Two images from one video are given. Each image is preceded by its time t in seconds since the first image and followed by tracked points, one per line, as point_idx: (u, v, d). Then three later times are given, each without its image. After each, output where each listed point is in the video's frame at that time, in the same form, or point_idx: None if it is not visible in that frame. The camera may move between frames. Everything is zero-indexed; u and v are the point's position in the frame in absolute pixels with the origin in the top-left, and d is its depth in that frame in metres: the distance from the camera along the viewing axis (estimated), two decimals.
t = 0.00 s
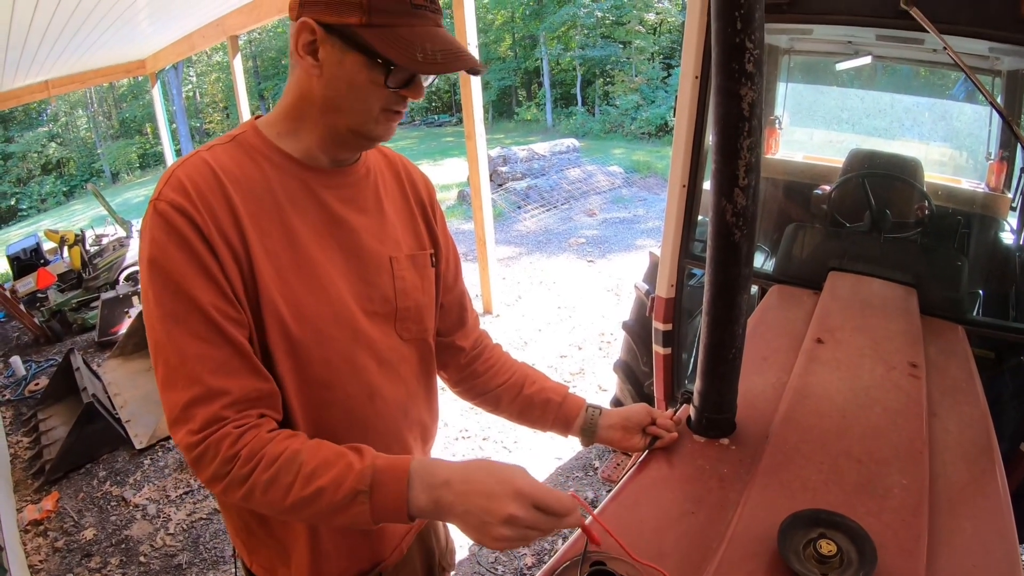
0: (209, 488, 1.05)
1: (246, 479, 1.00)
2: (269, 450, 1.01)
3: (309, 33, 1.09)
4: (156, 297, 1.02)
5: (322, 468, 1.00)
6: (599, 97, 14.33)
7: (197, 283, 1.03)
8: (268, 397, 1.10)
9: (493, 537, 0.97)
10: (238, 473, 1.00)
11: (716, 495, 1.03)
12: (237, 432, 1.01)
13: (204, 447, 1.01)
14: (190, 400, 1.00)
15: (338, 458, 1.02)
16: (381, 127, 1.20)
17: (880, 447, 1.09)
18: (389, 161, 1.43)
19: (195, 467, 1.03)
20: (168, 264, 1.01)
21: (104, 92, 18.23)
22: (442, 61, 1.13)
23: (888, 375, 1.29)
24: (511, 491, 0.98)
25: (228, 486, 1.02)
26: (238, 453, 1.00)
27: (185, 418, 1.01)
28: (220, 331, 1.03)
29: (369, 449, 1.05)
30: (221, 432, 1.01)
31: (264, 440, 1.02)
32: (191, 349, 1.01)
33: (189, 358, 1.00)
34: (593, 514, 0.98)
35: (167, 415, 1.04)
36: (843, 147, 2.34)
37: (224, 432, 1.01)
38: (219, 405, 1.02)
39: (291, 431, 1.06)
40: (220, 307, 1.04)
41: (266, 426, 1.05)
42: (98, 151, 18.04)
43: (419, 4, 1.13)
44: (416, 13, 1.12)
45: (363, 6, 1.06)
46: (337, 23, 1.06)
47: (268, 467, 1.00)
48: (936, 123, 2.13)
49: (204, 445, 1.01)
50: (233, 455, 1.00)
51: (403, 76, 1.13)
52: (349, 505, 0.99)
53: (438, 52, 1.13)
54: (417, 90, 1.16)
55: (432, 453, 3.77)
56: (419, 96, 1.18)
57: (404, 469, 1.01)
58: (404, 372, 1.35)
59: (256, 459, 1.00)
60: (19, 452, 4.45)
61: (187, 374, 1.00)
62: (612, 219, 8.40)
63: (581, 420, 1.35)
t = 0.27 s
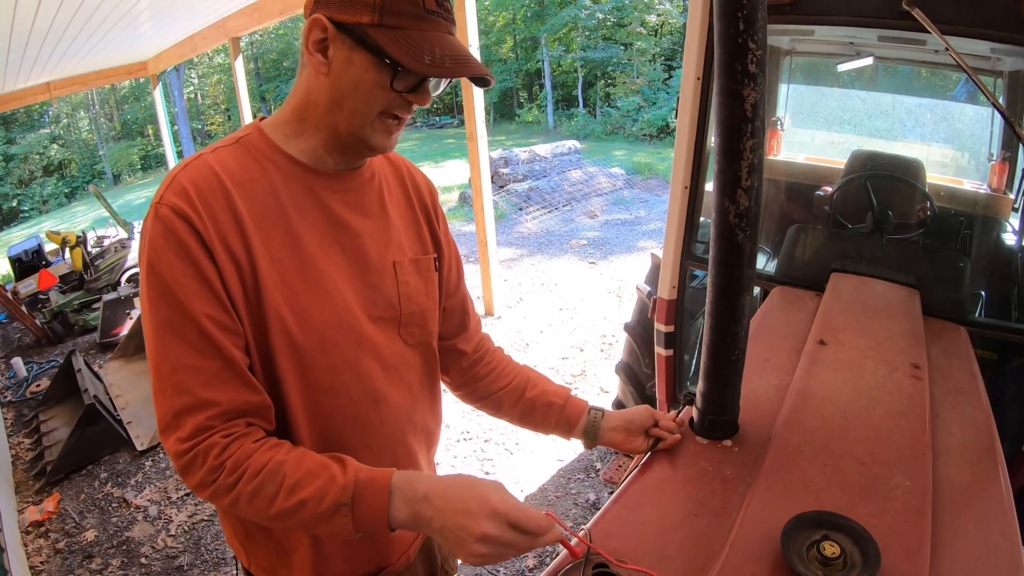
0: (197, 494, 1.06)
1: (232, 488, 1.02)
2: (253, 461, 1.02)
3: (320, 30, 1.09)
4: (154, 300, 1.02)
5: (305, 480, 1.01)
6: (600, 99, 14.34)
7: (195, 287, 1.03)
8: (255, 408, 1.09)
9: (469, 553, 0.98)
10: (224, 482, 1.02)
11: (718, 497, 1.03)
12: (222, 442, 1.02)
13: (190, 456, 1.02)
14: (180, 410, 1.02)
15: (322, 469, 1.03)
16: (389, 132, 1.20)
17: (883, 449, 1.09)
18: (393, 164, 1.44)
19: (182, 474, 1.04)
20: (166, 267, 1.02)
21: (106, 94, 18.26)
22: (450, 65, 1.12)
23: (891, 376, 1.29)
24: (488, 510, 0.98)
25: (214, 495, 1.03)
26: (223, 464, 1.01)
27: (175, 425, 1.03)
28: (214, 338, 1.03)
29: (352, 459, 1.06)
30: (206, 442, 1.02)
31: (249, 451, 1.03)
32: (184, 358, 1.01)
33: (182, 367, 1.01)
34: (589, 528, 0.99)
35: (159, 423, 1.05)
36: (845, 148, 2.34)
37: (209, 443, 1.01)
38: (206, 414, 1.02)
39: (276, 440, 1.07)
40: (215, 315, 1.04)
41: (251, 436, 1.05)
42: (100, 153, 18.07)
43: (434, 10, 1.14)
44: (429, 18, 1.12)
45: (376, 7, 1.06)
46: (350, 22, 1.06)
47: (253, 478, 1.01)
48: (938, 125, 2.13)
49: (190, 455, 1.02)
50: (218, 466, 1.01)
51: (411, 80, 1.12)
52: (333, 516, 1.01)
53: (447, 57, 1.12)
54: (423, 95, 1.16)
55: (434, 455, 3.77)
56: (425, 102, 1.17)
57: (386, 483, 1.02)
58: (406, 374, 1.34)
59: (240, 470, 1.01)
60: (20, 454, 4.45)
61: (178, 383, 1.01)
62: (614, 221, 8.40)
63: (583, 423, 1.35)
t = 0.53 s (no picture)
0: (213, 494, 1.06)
1: (246, 483, 1.01)
2: (266, 455, 1.02)
3: (307, 27, 1.09)
4: (154, 301, 1.02)
5: (318, 471, 1.01)
6: (600, 98, 14.33)
7: (195, 287, 1.03)
8: (256, 408, 1.08)
9: (488, 528, 0.96)
10: (238, 478, 1.01)
11: (719, 496, 1.03)
12: (236, 438, 1.02)
13: (204, 454, 1.01)
14: (188, 408, 1.01)
15: (334, 460, 1.03)
16: (380, 130, 1.19)
17: (882, 448, 1.09)
18: (390, 163, 1.43)
19: (198, 475, 1.04)
20: (165, 268, 1.01)
21: (106, 94, 18.26)
22: (430, 58, 1.10)
23: (891, 376, 1.29)
24: (499, 479, 0.97)
25: (229, 492, 1.02)
26: (236, 459, 1.01)
27: (183, 423, 1.02)
28: (215, 337, 1.03)
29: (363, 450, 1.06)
30: (220, 439, 1.02)
31: (261, 445, 1.03)
32: (189, 356, 1.01)
33: (186, 364, 1.01)
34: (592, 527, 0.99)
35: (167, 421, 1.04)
36: (845, 147, 2.33)
37: (223, 439, 1.01)
38: (212, 413, 1.02)
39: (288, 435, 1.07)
40: (216, 314, 1.04)
41: (262, 431, 1.05)
42: (100, 153, 18.07)
43: (419, 2, 1.11)
44: (414, 11, 1.10)
45: None
46: (334, 17, 1.06)
47: (266, 471, 1.01)
48: (937, 124, 2.12)
49: (204, 454, 1.02)
50: (231, 462, 1.01)
51: (395, 74, 1.10)
52: (347, 505, 1.00)
53: (427, 49, 1.10)
54: (410, 90, 1.14)
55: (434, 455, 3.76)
56: (412, 98, 1.15)
57: (400, 467, 1.02)
58: (405, 374, 1.34)
59: (254, 464, 1.01)
60: (20, 454, 4.45)
61: (184, 381, 1.01)
62: (614, 221, 8.39)
63: (583, 423, 1.35)
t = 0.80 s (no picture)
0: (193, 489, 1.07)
1: (213, 490, 1.01)
2: (228, 465, 1.00)
3: (293, 22, 1.12)
4: (151, 302, 1.01)
5: (277, 485, 0.98)
6: (599, 97, 14.33)
7: (193, 288, 1.02)
8: (253, 408, 1.08)
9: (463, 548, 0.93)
10: (206, 484, 1.01)
11: (718, 496, 1.02)
12: (205, 445, 1.00)
13: (179, 456, 1.02)
14: (178, 411, 1.01)
15: (293, 474, 0.99)
16: (367, 122, 1.18)
17: (881, 447, 1.09)
18: (386, 161, 1.43)
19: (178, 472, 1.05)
20: (163, 270, 1.01)
21: (105, 93, 18.23)
22: (396, 41, 1.07)
23: (890, 374, 1.28)
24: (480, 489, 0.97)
25: (199, 494, 1.03)
26: (202, 465, 1.00)
27: (174, 426, 1.02)
28: (210, 339, 1.02)
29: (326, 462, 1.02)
30: (191, 445, 1.01)
31: (226, 453, 1.01)
32: (178, 359, 1.00)
33: (178, 367, 1.00)
34: (587, 527, 0.98)
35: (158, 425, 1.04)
36: (844, 145, 2.33)
37: (192, 445, 1.00)
38: (207, 415, 1.02)
39: (259, 439, 1.04)
40: (213, 315, 1.04)
41: (230, 436, 1.03)
42: (98, 152, 18.05)
43: None
44: None
45: None
46: (311, 8, 1.07)
47: (228, 481, 0.99)
48: (936, 122, 2.12)
49: (178, 455, 1.02)
50: (200, 468, 1.01)
51: (369, 64, 1.09)
52: (302, 523, 0.98)
53: (396, 35, 1.08)
54: (390, 81, 1.11)
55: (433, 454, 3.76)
56: (392, 90, 1.13)
57: (353, 493, 0.98)
58: (403, 373, 1.34)
59: (218, 472, 1.00)
60: (20, 454, 4.45)
61: (176, 384, 1.01)
62: (613, 219, 8.39)
63: (581, 419, 1.36)
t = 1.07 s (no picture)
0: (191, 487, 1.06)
1: (215, 484, 1.01)
2: (233, 458, 1.00)
3: (289, 31, 1.09)
4: (148, 302, 1.01)
5: (283, 477, 0.99)
6: (597, 95, 14.32)
7: (190, 288, 1.02)
8: (251, 406, 1.08)
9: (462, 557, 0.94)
10: (208, 479, 1.01)
11: (716, 494, 1.02)
12: (209, 439, 1.01)
13: (179, 452, 1.02)
14: (174, 410, 1.01)
15: (300, 466, 1.00)
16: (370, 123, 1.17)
17: (880, 445, 1.08)
18: (385, 159, 1.42)
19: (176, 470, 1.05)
20: (160, 270, 1.00)
21: (102, 93, 18.21)
22: (408, 52, 1.07)
23: (888, 372, 1.28)
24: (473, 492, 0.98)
25: (200, 490, 1.03)
26: (205, 460, 1.00)
27: (170, 425, 1.02)
28: (206, 338, 1.02)
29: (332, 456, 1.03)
30: (193, 440, 1.01)
31: (231, 447, 1.01)
32: (173, 359, 1.00)
33: (173, 366, 1.00)
34: (585, 527, 0.98)
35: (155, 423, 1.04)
36: (842, 144, 2.33)
37: (195, 440, 1.01)
38: (203, 414, 1.01)
39: (261, 435, 1.05)
40: (209, 314, 1.03)
41: (233, 431, 1.03)
42: (96, 152, 18.02)
43: None
44: (391, 5, 1.08)
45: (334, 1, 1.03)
46: (312, 19, 1.05)
47: (232, 475, 0.99)
48: (935, 120, 2.12)
49: (178, 451, 1.02)
50: (203, 463, 1.00)
51: (379, 72, 1.08)
52: (308, 514, 0.98)
53: (405, 44, 1.07)
54: (398, 86, 1.12)
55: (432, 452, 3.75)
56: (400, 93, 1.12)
57: (361, 484, 0.99)
58: (401, 372, 1.33)
59: (222, 466, 1.00)
60: (18, 454, 4.44)
61: (173, 383, 1.00)
62: (611, 217, 8.39)
63: (580, 418, 1.34)
